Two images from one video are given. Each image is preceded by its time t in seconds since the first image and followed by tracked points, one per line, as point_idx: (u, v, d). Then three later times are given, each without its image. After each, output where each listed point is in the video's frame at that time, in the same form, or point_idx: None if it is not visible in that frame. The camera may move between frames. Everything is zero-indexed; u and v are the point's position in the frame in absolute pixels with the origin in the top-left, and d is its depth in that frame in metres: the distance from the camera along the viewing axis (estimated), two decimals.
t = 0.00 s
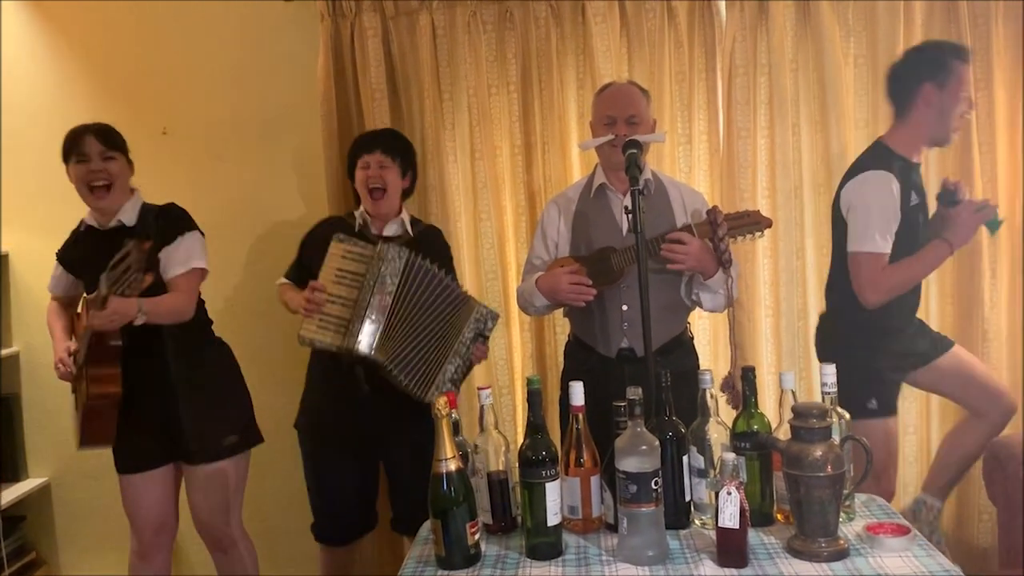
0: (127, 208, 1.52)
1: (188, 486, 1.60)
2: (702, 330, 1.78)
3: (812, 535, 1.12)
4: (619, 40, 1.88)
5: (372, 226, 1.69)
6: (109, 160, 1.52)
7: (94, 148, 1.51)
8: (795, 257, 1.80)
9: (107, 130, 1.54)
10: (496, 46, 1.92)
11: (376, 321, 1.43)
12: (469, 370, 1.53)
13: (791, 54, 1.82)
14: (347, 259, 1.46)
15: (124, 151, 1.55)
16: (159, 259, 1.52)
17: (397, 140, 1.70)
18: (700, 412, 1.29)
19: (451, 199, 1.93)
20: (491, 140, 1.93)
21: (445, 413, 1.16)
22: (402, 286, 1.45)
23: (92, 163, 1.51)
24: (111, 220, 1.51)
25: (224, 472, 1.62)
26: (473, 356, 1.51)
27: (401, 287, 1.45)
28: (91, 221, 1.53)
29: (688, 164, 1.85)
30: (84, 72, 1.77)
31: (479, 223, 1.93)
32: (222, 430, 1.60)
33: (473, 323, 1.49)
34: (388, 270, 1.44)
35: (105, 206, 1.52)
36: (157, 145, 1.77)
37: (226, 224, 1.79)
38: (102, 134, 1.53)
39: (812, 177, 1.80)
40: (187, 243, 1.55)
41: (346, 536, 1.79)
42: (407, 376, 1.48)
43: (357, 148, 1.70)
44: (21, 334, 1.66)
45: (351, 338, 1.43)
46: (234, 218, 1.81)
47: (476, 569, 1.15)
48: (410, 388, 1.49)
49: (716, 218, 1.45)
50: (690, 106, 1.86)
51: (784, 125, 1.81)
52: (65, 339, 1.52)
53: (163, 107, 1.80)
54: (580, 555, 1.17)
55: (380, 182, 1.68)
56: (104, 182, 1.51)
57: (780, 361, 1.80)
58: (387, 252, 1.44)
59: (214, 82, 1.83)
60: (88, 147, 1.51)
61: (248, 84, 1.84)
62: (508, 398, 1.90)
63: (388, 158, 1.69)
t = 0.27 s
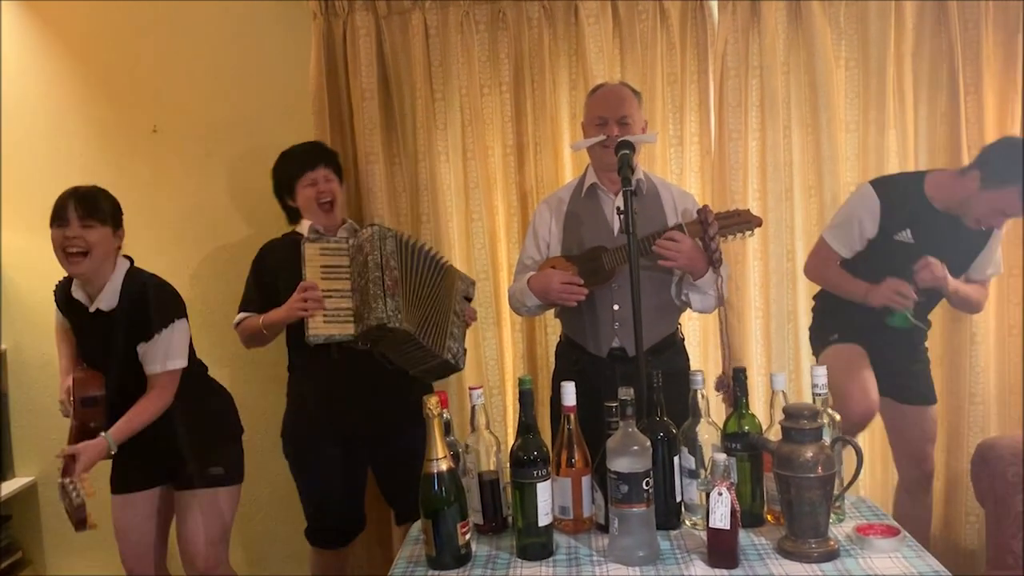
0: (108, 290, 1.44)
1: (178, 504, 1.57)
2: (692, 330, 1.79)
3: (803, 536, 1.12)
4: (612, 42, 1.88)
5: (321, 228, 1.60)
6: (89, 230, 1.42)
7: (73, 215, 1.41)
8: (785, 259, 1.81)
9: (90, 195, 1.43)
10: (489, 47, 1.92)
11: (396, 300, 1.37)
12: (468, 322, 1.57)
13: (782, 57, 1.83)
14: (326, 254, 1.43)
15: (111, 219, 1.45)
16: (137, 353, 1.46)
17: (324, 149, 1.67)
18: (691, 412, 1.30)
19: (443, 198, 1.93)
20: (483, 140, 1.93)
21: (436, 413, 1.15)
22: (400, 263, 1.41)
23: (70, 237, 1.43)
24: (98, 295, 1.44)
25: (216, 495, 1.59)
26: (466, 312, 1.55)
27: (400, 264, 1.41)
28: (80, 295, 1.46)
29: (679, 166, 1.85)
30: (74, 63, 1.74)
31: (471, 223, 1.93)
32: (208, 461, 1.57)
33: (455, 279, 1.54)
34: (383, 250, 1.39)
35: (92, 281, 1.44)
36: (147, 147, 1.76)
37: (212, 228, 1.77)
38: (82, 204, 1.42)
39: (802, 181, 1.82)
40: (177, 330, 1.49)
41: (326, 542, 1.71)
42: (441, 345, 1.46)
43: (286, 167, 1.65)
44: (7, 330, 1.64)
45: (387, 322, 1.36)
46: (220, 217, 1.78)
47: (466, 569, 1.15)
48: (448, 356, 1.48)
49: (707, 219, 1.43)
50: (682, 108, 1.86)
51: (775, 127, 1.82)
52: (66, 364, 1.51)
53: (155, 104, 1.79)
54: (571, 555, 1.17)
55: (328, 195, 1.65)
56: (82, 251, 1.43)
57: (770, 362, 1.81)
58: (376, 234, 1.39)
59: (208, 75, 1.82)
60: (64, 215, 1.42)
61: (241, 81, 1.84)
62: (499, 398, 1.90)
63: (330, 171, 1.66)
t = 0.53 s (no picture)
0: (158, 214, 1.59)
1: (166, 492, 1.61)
2: (688, 328, 1.74)
3: (798, 533, 1.12)
4: (607, 38, 1.88)
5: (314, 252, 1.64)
6: (130, 167, 1.57)
7: (115, 154, 1.56)
8: (780, 256, 1.80)
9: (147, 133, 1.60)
10: (484, 44, 1.91)
11: (370, 276, 1.41)
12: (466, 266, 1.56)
13: (778, 54, 1.82)
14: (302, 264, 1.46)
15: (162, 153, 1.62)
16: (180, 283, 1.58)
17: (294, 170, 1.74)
18: (686, 409, 1.30)
19: (439, 195, 1.93)
20: (478, 137, 1.92)
21: (432, 410, 1.15)
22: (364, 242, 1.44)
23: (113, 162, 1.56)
24: (144, 226, 1.58)
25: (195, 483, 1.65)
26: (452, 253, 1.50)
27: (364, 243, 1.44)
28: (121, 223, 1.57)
29: (675, 164, 1.85)
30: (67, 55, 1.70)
31: (467, 221, 1.92)
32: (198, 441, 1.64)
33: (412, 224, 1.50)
34: (342, 241, 1.44)
35: (137, 215, 1.57)
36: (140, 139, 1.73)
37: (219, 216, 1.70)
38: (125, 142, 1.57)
39: (798, 177, 1.81)
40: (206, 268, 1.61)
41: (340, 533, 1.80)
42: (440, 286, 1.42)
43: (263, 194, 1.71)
44: None
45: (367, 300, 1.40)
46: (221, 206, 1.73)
47: (462, 566, 1.15)
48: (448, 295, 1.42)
49: (704, 215, 1.46)
50: (678, 104, 1.86)
51: (770, 124, 1.82)
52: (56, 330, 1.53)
53: (148, 100, 1.77)
54: (567, 552, 1.17)
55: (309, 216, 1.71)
56: (128, 187, 1.56)
57: (765, 360, 1.81)
58: (332, 230, 1.45)
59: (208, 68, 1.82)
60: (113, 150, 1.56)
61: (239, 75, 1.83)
62: (494, 395, 1.90)
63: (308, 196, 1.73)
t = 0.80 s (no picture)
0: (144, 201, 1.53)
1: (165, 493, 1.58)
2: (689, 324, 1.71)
3: (799, 527, 1.12)
4: (608, 32, 1.87)
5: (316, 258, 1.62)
6: (115, 153, 1.48)
7: (100, 139, 1.47)
8: (781, 250, 1.80)
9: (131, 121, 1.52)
10: (485, 38, 1.91)
11: (341, 301, 1.46)
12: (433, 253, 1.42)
13: (779, 47, 1.82)
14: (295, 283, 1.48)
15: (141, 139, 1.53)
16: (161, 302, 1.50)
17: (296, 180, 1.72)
18: (687, 404, 1.30)
19: (440, 191, 1.92)
20: (479, 132, 1.92)
21: (433, 405, 1.15)
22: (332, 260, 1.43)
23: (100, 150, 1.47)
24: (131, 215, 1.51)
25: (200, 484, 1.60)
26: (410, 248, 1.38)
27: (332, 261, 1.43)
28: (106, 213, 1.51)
29: (675, 158, 1.85)
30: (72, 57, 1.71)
31: (467, 216, 1.92)
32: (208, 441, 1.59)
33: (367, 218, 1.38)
34: (313, 263, 1.43)
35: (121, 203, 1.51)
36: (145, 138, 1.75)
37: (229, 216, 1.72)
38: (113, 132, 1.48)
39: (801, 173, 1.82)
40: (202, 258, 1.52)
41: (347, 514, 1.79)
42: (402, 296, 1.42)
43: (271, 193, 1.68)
44: None
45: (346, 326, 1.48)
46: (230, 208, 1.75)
47: (463, 561, 1.15)
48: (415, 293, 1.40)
49: (704, 210, 1.45)
50: (678, 98, 1.85)
51: (771, 118, 1.82)
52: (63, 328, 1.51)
53: (149, 98, 1.78)
54: (568, 547, 1.17)
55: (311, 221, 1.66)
56: (114, 173, 1.49)
57: (766, 355, 1.81)
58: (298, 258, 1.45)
59: (213, 70, 1.83)
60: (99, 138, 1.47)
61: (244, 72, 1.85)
62: (495, 390, 1.90)
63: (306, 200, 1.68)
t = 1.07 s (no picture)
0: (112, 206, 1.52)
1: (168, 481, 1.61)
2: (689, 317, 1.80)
3: (800, 520, 1.12)
4: (610, 25, 1.87)
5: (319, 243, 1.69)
6: (81, 155, 1.48)
7: (65, 142, 1.47)
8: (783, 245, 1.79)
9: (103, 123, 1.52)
10: (487, 32, 1.90)
11: (325, 345, 1.64)
12: (418, 327, 1.60)
13: (781, 40, 1.81)
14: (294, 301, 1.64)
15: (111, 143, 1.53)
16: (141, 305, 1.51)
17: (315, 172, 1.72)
18: (689, 398, 1.30)
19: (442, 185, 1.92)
20: (480, 126, 1.92)
21: (433, 399, 1.15)
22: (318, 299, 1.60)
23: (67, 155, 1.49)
24: (99, 220, 1.52)
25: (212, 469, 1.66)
26: (390, 319, 1.57)
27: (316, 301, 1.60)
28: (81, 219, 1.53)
29: (677, 151, 1.85)
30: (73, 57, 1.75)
31: (470, 210, 1.92)
32: (207, 434, 1.63)
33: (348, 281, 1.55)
34: (304, 297, 1.60)
35: (89, 209, 1.52)
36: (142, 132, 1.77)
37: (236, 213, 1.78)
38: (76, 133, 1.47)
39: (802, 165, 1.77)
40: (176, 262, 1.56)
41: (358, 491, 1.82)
42: (376, 364, 1.61)
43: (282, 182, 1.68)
44: (3, 315, 1.63)
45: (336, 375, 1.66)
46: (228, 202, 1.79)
47: (464, 554, 1.15)
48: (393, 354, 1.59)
49: (706, 202, 1.45)
50: (680, 92, 1.85)
51: (773, 112, 1.82)
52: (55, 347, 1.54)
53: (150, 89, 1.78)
54: (569, 540, 1.17)
55: (315, 215, 1.69)
56: (81, 176, 1.48)
57: (767, 349, 1.81)
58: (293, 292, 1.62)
59: (212, 59, 1.82)
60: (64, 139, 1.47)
61: (246, 68, 1.83)
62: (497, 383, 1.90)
63: (308, 191, 1.68)
